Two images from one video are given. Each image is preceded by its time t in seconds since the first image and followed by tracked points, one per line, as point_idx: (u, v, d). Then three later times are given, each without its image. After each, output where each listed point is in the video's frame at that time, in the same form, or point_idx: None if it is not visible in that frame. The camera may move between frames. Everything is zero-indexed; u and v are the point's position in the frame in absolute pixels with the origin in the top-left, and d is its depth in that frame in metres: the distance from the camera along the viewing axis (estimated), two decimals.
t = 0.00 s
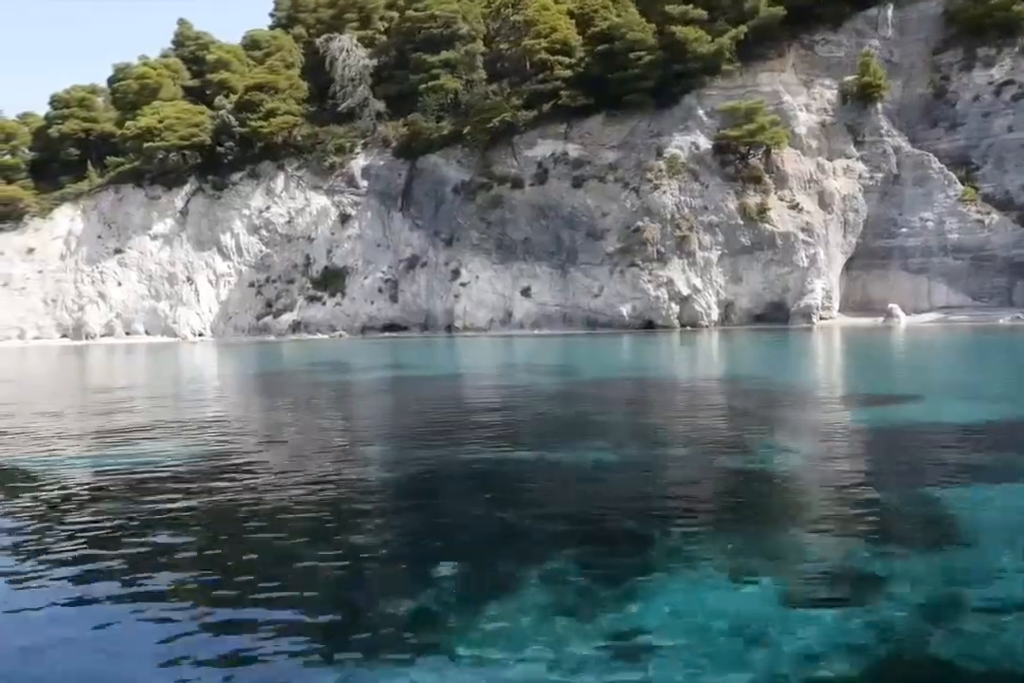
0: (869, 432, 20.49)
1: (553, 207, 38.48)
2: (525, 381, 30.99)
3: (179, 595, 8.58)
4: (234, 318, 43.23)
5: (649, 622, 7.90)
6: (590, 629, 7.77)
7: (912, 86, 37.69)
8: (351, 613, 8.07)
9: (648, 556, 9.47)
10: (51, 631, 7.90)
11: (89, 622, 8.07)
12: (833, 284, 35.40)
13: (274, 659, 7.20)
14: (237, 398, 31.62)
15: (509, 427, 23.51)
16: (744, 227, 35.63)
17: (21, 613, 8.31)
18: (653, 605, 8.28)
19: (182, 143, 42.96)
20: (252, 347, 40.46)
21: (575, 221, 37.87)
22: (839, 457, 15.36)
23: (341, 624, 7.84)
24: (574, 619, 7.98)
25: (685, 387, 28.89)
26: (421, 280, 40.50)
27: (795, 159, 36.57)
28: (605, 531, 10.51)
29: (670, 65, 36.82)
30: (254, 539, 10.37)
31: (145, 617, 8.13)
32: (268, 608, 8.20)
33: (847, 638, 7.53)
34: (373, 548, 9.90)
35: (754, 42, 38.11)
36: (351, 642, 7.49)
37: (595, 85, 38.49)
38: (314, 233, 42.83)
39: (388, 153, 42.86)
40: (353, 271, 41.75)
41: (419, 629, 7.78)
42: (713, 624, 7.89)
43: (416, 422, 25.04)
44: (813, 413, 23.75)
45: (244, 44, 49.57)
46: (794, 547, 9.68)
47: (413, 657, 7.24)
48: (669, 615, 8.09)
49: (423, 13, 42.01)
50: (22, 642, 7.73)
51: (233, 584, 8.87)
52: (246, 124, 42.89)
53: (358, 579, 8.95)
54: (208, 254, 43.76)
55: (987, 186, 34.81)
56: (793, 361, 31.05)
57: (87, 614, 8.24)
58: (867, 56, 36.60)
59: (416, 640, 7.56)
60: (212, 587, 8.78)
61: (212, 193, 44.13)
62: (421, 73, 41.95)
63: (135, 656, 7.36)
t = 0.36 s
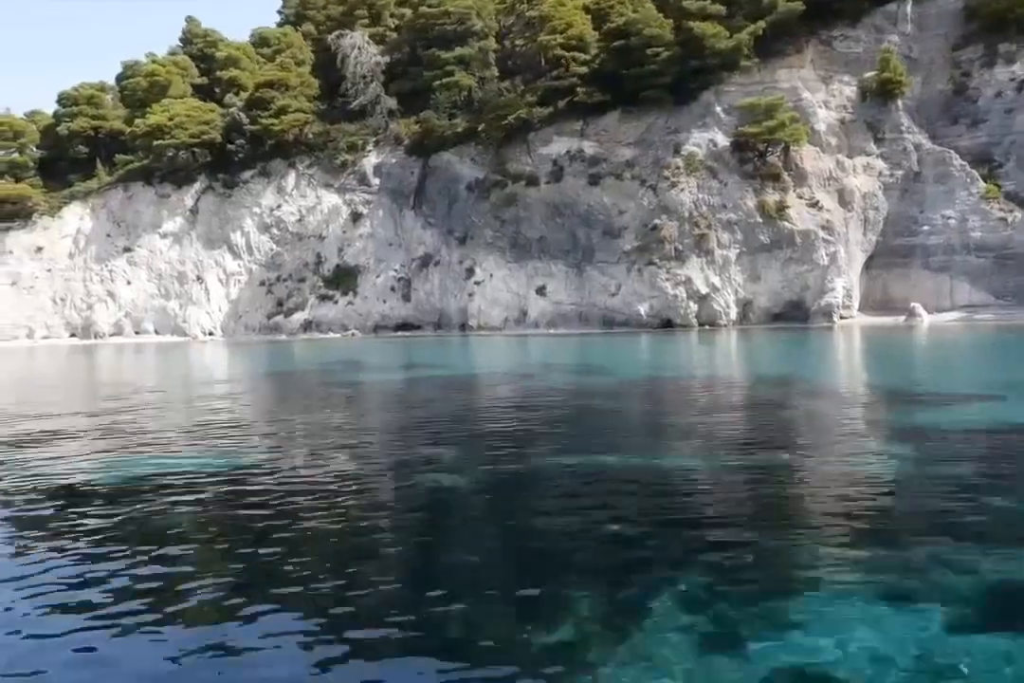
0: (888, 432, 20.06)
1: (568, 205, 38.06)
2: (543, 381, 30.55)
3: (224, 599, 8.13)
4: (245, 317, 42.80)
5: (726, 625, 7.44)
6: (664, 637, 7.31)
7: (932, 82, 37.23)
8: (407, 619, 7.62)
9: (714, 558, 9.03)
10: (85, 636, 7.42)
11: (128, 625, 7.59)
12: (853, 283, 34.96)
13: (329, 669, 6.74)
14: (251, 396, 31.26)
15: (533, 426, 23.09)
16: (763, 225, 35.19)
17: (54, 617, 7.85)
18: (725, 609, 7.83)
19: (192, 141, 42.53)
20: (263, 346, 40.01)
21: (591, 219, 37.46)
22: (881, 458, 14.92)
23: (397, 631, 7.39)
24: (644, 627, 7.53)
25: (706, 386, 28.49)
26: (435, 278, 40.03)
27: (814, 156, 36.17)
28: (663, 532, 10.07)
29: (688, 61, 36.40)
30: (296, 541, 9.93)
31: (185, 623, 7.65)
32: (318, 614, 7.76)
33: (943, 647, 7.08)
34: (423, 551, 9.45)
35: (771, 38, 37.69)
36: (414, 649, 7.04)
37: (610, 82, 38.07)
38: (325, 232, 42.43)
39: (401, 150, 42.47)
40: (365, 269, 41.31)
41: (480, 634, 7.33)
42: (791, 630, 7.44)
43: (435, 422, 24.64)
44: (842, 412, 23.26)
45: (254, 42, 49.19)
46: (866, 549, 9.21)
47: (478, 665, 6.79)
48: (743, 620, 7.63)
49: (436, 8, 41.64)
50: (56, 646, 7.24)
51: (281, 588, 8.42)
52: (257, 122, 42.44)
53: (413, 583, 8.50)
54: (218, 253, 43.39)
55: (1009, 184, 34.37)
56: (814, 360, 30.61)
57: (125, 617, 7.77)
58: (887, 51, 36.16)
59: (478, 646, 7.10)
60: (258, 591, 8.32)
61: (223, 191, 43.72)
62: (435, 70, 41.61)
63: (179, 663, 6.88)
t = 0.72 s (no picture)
0: (896, 432, 19.53)
1: (584, 202, 37.68)
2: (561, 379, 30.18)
3: (284, 605, 7.74)
4: (255, 316, 42.43)
5: (822, 626, 7.05)
6: (754, 637, 6.90)
7: (952, 78, 36.90)
8: (481, 622, 7.21)
9: (791, 558, 8.66)
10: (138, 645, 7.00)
11: (183, 634, 7.19)
12: (874, 281, 34.61)
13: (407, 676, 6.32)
14: (264, 396, 30.85)
15: (558, 425, 22.74)
16: (782, 223, 34.82)
17: (105, 625, 7.45)
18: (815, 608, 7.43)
19: (203, 138, 42.12)
20: (275, 345, 39.62)
21: (607, 217, 37.09)
22: (931, 457, 14.58)
23: (472, 634, 6.97)
24: (733, 626, 7.11)
25: (727, 385, 28.15)
26: (448, 276, 39.67)
27: (833, 153, 35.81)
28: (730, 534, 9.70)
29: (706, 57, 36.03)
30: (349, 546, 9.55)
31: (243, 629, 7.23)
32: (388, 620, 7.36)
33: None
34: (485, 555, 9.08)
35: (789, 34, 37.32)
36: (497, 653, 6.64)
37: (626, 78, 37.69)
38: (337, 230, 42.04)
39: (413, 148, 42.12)
40: (377, 267, 40.92)
41: (561, 636, 6.92)
42: (890, 630, 7.03)
43: (457, 422, 24.26)
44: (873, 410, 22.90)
45: (263, 38, 48.80)
46: (952, 548, 8.87)
47: (566, 669, 6.38)
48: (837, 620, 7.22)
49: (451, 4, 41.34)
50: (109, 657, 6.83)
51: (342, 592, 8.05)
52: (268, 118, 42.03)
53: (480, 587, 8.13)
54: (229, 251, 43.02)
55: None
56: (836, 358, 30.26)
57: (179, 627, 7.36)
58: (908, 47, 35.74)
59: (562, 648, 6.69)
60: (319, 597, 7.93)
61: (233, 189, 43.34)
62: (449, 66, 41.32)
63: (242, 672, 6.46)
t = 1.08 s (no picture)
0: (919, 432, 18.97)
1: (600, 200, 37.32)
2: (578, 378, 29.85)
3: (332, 610, 7.41)
4: (267, 315, 42.11)
5: (886, 632, 6.68)
6: (792, 651, 6.44)
7: (971, 74, 36.54)
8: (513, 631, 6.83)
9: (859, 564, 8.27)
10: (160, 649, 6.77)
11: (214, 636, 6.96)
12: (893, 280, 34.23)
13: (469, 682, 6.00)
14: (274, 396, 30.34)
15: (584, 425, 22.42)
16: (801, 221, 34.50)
17: (153, 630, 7.15)
18: (870, 621, 6.97)
19: (213, 135, 41.65)
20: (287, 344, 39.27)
21: (623, 215, 36.73)
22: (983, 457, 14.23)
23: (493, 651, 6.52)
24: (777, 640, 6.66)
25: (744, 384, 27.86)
26: (462, 275, 39.32)
27: (852, 150, 35.46)
28: (793, 534, 9.33)
29: (723, 53, 35.64)
30: (403, 548, 9.23)
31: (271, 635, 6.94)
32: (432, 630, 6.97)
33: None
34: (542, 559, 8.73)
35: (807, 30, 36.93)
36: (573, 659, 6.33)
37: (642, 75, 37.32)
38: (349, 228, 41.67)
39: (425, 145, 41.75)
40: (389, 266, 40.58)
41: (612, 643, 6.57)
42: (945, 639, 6.55)
43: (480, 421, 23.93)
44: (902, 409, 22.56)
45: (272, 35, 48.41)
46: None
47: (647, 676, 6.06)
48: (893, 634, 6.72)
49: None
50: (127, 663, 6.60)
51: (400, 595, 7.74)
52: (278, 115, 41.61)
53: (537, 590, 7.81)
54: (240, 249, 42.70)
55: None
56: (857, 357, 29.95)
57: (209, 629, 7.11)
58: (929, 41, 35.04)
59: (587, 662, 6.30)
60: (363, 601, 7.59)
61: (244, 187, 42.98)
62: (463, 63, 41.02)
63: None
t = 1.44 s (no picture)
0: (952, 432, 18.42)
1: (615, 198, 36.98)
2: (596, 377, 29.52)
3: (400, 607, 7.10)
4: (278, 315, 41.76)
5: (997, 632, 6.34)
6: (797, 662, 5.94)
7: (991, 72, 36.21)
8: (579, 630, 6.51)
9: (936, 564, 7.91)
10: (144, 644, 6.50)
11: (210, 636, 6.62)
12: (914, 278, 34.01)
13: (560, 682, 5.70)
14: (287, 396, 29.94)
15: (610, 423, 22.07)
16: (821, 219, 34.21)
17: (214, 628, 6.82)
18: (900, 632, 6.41)
19: (224, 133, 41.23)
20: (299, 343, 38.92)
21: (640, 213, 36.40)
22: None
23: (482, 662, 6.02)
24: (787, 649, 6.15)
25: (763, 383, 27.46)
26: (476, 274, 38.99)
27: (871, 148, 35.13)
28: (863, 532, 9.00)
29: (741, 50, 35.29)
30: (461, 545, 8.91)
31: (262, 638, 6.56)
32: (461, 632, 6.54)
33: None
34: (602, 558, 8.39)
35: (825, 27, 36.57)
36: (666, 657, 6.02)
37: (659, 72, 36.98)
38: (361, 227, 41.30)
39: (438, 143, 41.38)
40: (402, 265, 40.21)
41: (699, 642, 6.27)
42: None
43: (502, 420, 23.59)
44: (933, 408, 22.25)
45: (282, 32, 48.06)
46: None
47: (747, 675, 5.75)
48: (925, 646, 6.17)
49: None
50: (110, 656, 6.37)
51: (470, 592, 7.43)
52: (290, 113, 41.21)
53: (609, 587, 7.49)
54: (251, 247, 42.38)
55: None
56: (879, 356, 29.60)
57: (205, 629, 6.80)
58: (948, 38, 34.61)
59: (567, 673, 5.83)
60: (403, 602, 7.20)
61: (255, 185, 42.63)
62: (478, 59, 40.70)
63: None
